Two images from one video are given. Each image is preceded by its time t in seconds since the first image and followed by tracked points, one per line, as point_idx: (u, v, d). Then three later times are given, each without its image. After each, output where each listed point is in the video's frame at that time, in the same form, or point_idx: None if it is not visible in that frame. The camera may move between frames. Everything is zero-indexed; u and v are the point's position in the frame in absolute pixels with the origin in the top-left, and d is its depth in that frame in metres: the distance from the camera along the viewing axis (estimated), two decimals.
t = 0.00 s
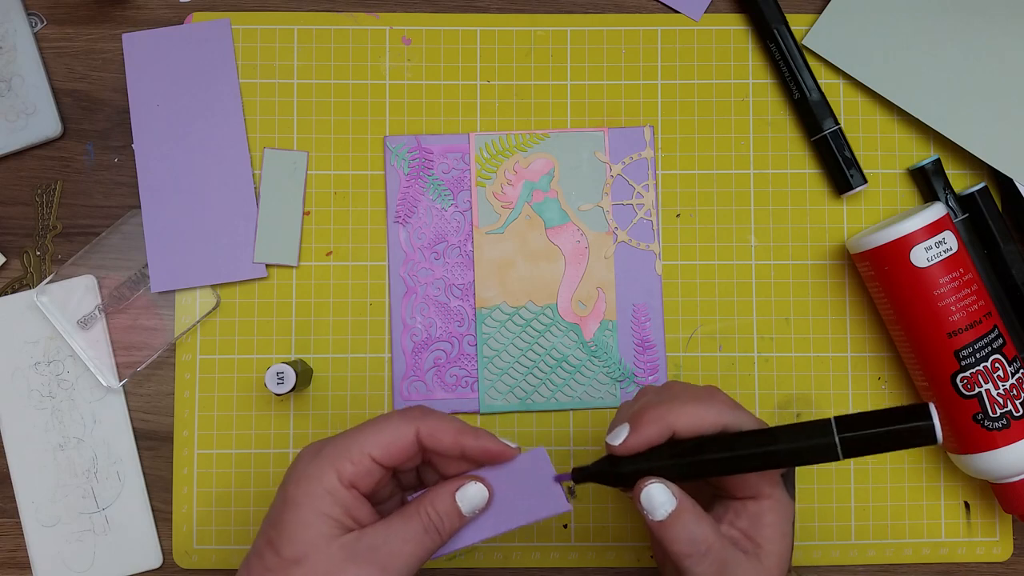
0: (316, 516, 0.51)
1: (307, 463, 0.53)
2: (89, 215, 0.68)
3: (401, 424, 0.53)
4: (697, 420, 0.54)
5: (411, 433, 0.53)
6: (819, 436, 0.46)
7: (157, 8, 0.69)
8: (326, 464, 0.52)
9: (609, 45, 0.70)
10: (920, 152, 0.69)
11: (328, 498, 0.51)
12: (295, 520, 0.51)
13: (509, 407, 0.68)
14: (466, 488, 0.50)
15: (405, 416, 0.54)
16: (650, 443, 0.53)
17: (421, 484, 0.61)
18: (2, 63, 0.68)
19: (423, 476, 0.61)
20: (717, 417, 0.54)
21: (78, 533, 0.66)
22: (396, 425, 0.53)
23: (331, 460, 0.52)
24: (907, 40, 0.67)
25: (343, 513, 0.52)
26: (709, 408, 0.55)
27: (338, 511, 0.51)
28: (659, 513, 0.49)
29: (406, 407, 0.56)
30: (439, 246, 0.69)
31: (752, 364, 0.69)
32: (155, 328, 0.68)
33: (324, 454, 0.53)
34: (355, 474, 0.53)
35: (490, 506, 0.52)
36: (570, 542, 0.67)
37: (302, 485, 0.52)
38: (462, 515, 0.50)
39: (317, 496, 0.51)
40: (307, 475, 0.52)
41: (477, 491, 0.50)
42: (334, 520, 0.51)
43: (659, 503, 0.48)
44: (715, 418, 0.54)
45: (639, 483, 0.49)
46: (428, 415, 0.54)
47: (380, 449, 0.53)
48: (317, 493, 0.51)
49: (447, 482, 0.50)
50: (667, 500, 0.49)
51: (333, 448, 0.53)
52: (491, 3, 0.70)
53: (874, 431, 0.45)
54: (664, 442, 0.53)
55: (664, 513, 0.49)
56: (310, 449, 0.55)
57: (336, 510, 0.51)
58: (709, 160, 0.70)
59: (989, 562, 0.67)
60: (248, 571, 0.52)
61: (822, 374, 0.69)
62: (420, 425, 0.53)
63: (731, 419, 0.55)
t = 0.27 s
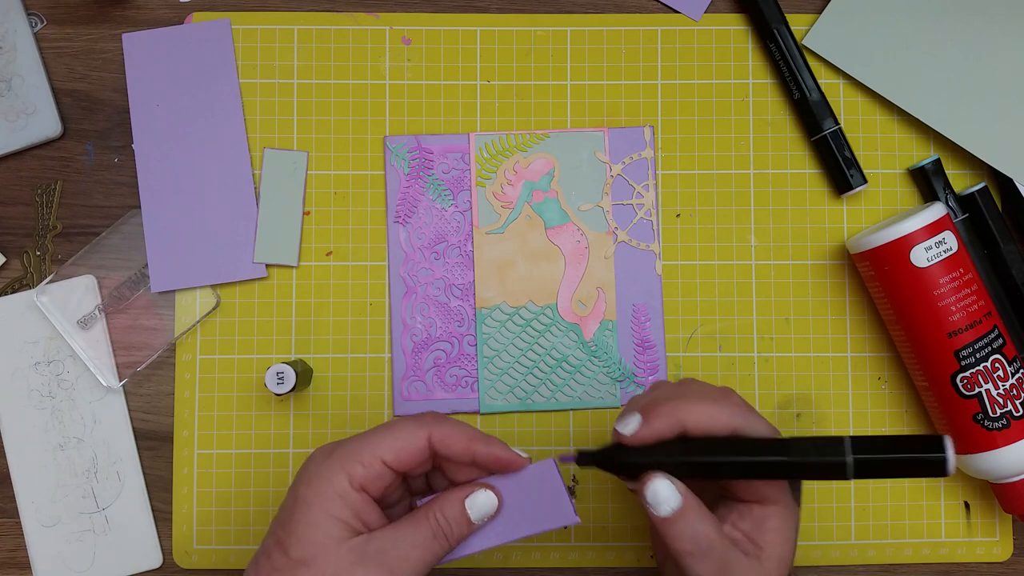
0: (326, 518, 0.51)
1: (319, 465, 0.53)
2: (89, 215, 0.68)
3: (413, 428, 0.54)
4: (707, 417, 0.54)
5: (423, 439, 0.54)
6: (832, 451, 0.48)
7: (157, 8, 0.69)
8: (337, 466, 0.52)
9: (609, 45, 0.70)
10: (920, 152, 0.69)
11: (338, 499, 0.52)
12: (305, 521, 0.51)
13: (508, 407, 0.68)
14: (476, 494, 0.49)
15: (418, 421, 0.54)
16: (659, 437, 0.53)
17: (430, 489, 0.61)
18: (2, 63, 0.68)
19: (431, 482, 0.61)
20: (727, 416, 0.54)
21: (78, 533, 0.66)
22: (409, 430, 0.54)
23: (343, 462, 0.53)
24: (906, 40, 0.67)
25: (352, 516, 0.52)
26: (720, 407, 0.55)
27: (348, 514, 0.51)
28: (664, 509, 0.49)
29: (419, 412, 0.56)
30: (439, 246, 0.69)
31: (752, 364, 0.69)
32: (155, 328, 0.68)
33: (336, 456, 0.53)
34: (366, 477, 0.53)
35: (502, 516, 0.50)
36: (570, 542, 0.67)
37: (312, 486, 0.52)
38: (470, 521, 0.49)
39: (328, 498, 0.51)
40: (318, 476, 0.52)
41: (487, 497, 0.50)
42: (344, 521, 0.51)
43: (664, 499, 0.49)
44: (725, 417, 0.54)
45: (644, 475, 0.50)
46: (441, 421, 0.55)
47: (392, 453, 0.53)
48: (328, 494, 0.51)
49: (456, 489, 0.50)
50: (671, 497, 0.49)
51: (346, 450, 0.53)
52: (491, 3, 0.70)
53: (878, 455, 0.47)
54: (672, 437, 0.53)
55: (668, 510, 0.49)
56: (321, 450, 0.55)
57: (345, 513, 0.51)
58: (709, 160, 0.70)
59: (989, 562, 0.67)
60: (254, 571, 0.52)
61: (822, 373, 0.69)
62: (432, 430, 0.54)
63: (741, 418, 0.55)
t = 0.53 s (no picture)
0: (313, 510, 0.51)
1: (302, 459, 0.53)
2: (89, 215, 0.68)
3: (392, 415, 0.54)
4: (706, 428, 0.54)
5: (403, 425, 0.54)
6: (819, 455, 0.41)
7: (157, 8, 0.69)
8: (320, 458, 0.52)
9: (609, 45, 0.70)
10: (920, 151, 0.69)
11: (324, 491, 0.52)
12: (291, 515, 0.51)
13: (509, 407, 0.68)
14: (461, 476, 0.49)
15: (397, 407, 0.55)
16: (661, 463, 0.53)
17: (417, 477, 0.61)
18: (2, 64, 0.68)
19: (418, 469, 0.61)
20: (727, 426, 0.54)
21: (78, 533, 0.66)
22: (388, 417, 0.54)
23: (325, 453, 0.53)
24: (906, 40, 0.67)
25: (339, 507, 0.52)
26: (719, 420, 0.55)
27: (334, 505, 0.51)
28: (665, 543, 0.50)
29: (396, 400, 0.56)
30: (439, 246, 0.69)
31: (752, 364, 0.69)
32: (155, 328, 0.68)
33: (318, 449, 0.53)
34: (350, 466, 0.53)
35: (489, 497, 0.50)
36: (570, 542, 0.67)
37: (297, 481, 0.52)
38: (458, 502, 0.49)
39: (312, 491, 0.51)
40: (302, 471, 0.52)
41: (473, 479, 0.49)
42: (331, 511, 0.51)
43: (664, 533, 0.50)
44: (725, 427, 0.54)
45: (644, 512, 0.52)
46: (420, 406, 0.55)
47: (374, 440, 0.53)
48: (313, 487, 0.51)
49: (443, 472, 0.50)
50: (671, 529, 0.50)
51: (327, 442, 0.53)
52: (491, 3, 0.70)
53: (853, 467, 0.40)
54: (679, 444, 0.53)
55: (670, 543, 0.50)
56: (304, 445, 0.55)
57: (332, 504, 0.51)
58: (709, 160, 0.70)
59: (989, 562, 0.67)
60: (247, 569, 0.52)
61: (822, 373, 0.69)
62: (411, 416, 0.54)
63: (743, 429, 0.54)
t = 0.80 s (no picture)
0: (330, 530, 0.50)
1: (319, 473, 0.52)
2: (89, 215, 0.68)
3: (408, 420, 0.53)
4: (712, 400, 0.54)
5: (420, 428, 0.53)
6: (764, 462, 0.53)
7: (157, 8, 0.69)
8: (338, 474, 0.51)
9: (609, 45, 0.70)
10: (920, 152, 0.69)
11: (343, 509, 0.51)
12: (307, 534, 0.50)
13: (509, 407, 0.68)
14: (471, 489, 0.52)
15: (412, 410, 0.53)
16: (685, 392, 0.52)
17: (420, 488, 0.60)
18: (2, 64, 0.68)
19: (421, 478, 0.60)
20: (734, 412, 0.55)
21: (79, 533, 0.66)
22: (403, 421, 0.53)
23: (342, 467, 0.51)
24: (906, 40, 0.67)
25: (356, 526, 0.51)
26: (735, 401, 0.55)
27: (352, 524, 0.51)
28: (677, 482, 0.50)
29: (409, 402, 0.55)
30: (439, 246, 0.69)
31: (752, 364, 0.69)
32: (155, 328, 0.68)
33: (335, 464, 0.52)
34: (367, 479, 0.52)
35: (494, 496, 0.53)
36: (570, 542, 0.67)
37: (314, 498, 0.51)
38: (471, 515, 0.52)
39: (330, 509, 0.50)
40: (319, 487, 0.51)
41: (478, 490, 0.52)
42: (350, 526, 0.51)
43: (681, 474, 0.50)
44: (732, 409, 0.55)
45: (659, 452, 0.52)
46: (434, 405, 0.54)
47: (389, 449, 0.52)
48: (331, 505, 0.51)
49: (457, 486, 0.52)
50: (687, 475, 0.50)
51: (343, 455, 0.52)
52: (491, 3, 0.70)
53: None
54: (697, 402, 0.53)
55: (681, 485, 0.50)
56: (319, 456, 0.53)
57: (350, 523, 0.51)
58: (709, 160, 0.70)
59: (989, 562, 0.67)
60: None
61: (822, 373, 0.69)
62: (427, 420, 0.53)
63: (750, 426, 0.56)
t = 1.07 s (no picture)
0: (300, 526, 0.50)
1: (287, 469, 0.52)
2: (89, 215, 0.68)
3: (384, 428, 0.53)
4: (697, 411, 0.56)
5: (394, 440, 0.52)
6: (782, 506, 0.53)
7: (157, 8, 0.69)
8: (307, 471, 0.51)
9: (609, 45, 0.70)
10: (920, 152, 0.69)
11: (312, 504, 0.50)
12: (277, 531, 0.49)
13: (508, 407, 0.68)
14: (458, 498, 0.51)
15: (389, 420, 0.53)
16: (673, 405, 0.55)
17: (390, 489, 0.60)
18: (2, 64, 0.68)
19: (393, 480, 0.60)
20: (722, 417, 0.57)
21: (78, 533, 0.66)
22: (380, 429, 0.52)
23: (313, 467, 0.51)
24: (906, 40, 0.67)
25: (328, 521, 0.50)
26: (718, 405, 0.57)
27: (322, 519, 0.50)
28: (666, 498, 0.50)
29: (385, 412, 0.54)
30: (439, 246, 0.69)
31: (752, 364, 0.69)
32: (155, 328, 0.68)
33: (305, 459, 0.52)
34: (337, 481, 0.51)
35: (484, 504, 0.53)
36: (570, 542, 0.67)
37: (282, 494, 0.50)
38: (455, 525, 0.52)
39: (299, 505, 0.50)
40: (287, 483, 0.51)
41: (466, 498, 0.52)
42: (318, 529, 0.50)
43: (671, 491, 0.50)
44: (718, 416, 0.57)
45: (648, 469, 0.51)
46: (412, 423, 0.53)
47: (362, 455, 0.52)
48: (300, 501, 0.50)
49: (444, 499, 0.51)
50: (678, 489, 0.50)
51: (316, 455, 0.52)
52: (491, 3, 0.70)
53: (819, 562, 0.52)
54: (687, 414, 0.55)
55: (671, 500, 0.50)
56: (286, 452, 0.53)
57: (320, 518, 0.50)
58: (709, 160, 0.70)
59: (989, 562, 0.67)
60: None
61: (822, 373, 0.69)
62: (402, 431, 0.53)
63: (737, 424, 0.58)
